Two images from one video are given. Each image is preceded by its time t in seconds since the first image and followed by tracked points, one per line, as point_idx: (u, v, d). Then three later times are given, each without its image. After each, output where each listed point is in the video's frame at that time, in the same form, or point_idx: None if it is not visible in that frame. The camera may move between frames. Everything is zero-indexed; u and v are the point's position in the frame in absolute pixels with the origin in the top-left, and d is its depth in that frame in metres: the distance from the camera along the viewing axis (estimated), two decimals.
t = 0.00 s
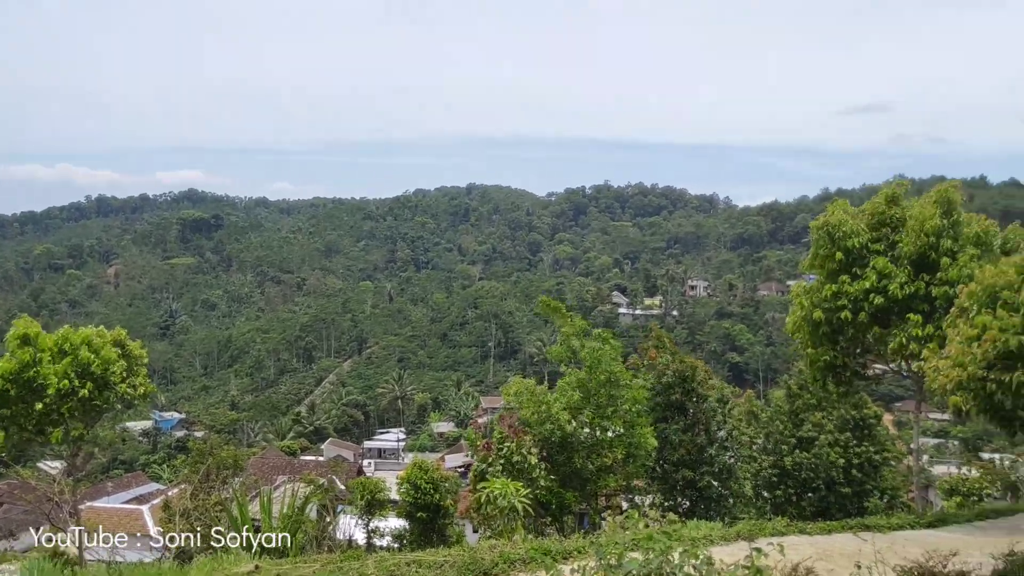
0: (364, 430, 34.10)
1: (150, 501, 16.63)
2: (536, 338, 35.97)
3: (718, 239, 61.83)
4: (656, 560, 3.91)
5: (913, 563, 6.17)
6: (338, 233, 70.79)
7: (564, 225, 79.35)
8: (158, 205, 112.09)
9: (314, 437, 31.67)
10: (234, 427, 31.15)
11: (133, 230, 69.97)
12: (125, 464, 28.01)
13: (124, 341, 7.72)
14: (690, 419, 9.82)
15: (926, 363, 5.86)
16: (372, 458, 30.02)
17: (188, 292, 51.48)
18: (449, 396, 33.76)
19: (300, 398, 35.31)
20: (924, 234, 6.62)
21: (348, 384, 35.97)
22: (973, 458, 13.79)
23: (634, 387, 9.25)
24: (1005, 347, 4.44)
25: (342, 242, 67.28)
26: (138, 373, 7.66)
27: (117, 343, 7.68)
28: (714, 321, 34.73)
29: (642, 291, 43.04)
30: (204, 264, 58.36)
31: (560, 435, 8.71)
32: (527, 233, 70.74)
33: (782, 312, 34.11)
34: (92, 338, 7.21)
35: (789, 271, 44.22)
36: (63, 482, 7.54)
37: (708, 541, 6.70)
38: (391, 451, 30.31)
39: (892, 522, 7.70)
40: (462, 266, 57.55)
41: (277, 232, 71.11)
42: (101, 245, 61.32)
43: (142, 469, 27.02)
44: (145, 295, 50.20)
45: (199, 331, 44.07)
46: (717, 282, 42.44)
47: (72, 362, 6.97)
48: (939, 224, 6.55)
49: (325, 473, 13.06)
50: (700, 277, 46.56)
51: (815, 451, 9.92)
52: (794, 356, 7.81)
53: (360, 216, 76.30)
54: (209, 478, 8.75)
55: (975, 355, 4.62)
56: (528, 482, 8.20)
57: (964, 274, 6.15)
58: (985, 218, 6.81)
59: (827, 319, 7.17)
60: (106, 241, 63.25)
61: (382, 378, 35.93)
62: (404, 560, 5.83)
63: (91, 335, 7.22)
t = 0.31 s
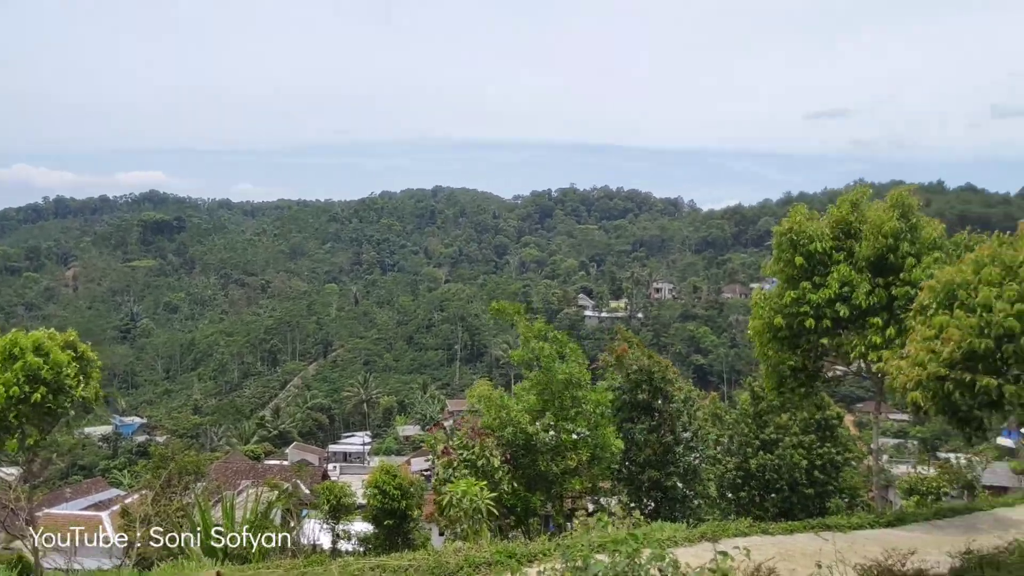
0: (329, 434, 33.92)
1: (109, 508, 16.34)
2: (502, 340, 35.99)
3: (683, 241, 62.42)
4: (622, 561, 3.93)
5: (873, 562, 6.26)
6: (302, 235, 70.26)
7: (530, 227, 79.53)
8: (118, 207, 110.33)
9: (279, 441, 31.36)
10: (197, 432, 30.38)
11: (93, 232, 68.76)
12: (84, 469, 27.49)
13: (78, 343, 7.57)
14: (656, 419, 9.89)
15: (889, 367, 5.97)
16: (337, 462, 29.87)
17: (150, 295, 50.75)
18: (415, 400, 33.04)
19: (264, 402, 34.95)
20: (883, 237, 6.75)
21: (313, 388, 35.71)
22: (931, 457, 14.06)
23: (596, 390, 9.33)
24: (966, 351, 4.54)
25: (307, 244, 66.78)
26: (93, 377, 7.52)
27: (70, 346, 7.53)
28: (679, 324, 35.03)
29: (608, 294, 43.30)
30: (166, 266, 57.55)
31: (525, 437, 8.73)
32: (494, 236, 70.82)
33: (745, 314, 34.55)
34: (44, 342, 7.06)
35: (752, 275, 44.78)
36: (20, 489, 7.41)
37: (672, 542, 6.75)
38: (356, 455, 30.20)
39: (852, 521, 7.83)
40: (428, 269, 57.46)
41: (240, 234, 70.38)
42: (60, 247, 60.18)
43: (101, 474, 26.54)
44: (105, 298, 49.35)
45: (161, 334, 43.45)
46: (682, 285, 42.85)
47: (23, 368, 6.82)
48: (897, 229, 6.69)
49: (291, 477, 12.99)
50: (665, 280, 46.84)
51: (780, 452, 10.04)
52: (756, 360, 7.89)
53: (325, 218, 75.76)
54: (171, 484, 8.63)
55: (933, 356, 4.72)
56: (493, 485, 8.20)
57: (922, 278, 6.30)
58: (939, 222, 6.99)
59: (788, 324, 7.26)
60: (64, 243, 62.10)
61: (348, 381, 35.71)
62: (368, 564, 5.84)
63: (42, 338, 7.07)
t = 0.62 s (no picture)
0: (293, 437, 33.72)
1: (65, 514, 16.06)
2: (468, 342, 35.99)
3: (647, 243, 62.97)
4: (585, 562, 3.94)
5: (832, 560, 6.36)
6: (266, 236, 69.65)
7: (496, 229, 79.67)
8: (76, 207, 108.35)
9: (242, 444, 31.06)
10: (158, 435, 30.09)
11: (49, 233, 67.41)
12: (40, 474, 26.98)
13: (30, 349, 7.43)
14: (621, 420, 9.95)
15: (851, 367, 6.06)
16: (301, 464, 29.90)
17: (109, 297, 49.91)
18: (380, 401, 32.87)
19: (227, 405, 34.55)
20: (839, 240, 6.88)
21: (277, 390, 35.40)
22: (888, 456, 14.32)
23: (558, 393, 9.45)
24: (926, 349, 4.60)
25: (271, 246, 66.19)
26: (45, 382, 7.39)
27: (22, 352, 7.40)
28: (644, 325, 35.33)
29: (573, 295, 43.54)
30: (126, 268, 56.67)
31: (489, 438, 8.72)
32: (459, 238, 70.82)
33: (708, 315, 34.94)
34: None
35: (715, 277, 45.29)
36: None
37: (635, 543, 6.79)
38: (320, 458, 30.17)
39: (812, 519, 7.94)
40: (394, 271, 57.33)
41: (202, 235, 69.54)
42: (15, 248, 58.95)
43: (59, 480, 26.05)
44: (63, 300, 48.42)
45: (120, 337, 42.76)
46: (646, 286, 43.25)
47: None
48: (854, 234, 6.84)
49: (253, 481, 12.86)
50: (629, 282, 47.10)
51: (744, 453, 10.16)
52: (719, 364, 7.96)
53: (289, 219, 75.16)
54: (130, 488, 8.51)
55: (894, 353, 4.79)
56: (458, 486, 8.15)
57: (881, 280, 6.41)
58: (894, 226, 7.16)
59: (750, 329, 7.36)
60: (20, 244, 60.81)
61: (312, 384, 35.45)
62: (331, 567, 5.80)
63: None
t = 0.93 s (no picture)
0: (251, 436, 33.29)
1: (13, 517, 15.72)
2: (429, 341, 35.90)
3: (607, 242, 63.35)
4: (542, 559, 3.95)
5: (788, 555, 6.45)
6: (223, 233, 68.74)
7: (457, 227, 79.56)
8: (26, 203, 105.93)
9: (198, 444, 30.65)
10: (111, 435, 29.55)
11: None
12: None
13: None
14: (581, 417, 10.01)
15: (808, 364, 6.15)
16: (259, 464, 29.58)
17: (61, 294, 48.88)
18: (340, 401, 32.52)
19: (183, 404, 34.01)
20: (794, 241, 7.02)
21: (234, 390, 34.96)
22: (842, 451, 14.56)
23: (518, 390, 9.49)
24: (882, 345, 4.69)
25: (228, 243, 65.34)
26: None
27: None
28: (604, 323, 35.53)
29: (534, 294, 43.64)
30: (78, 265, 55.56)
31: (449, 437, 8.71)
32: (420, 236, 70.61)
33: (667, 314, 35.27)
34: None
35: (674, 276, 45.71)
36: None
37: (593, 540, 6.81)
38: (279, 458, 29.89)
39: (767, 515, 8.04)
40: (354, 269, 56.97)
41: (158, 232, 68.42)
42: None
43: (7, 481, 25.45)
44: (12, 297, 47.31)
45: (72, 335, 41.91)
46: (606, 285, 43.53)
47: None
48: (807, 237, 6.99)
49: (209, 481, 12.69)
50: (590, 280, 47.30)
51: (702, 449, 10.27)
52: (677, 363, 8.03)
53: (247, 216, 74.26)
54: (82, 490, 8.33)
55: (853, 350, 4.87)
56: (417, 485, 8.13)
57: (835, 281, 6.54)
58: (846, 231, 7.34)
59: (707, 328, 7.45)
60: None
61: (270, 383, 35.08)
62: (289, 568, 5.75)
63: None
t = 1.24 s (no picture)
0: (206, 433, 32.93)
1: None
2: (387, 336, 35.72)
3: (566, 238, 63.58)
4: (500, 556, 3.94)
5: (742, 548, 6.54)
6: (178, 226, 67.61)
7: (416, 222, 79.27)
8: None
9: (151, 441, 30.16)
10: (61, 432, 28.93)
11: None
12: None
13: None
14: (540, 411, 10.05)
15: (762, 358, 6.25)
16: (214, 461, 29.20)
17: (8, 289, 47.70)
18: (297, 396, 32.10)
19: (135, 400, 33.43)
20: (749, 238, 7.10)
21: (189, 385, 34.45)
22: (796, 444, 14.81)
23: (478, 385, 9.50)
24: (836, 346, 4.78)
25: (183, 236, 64.29)
26: None
27: None
28: (563, 318, 35.65)
29: (493, 289, 43.65)
30: (26, 258, 54.26)
31: (409, 432, 8.68)
32: (378, 230, 70.24)
33: (625, 309, 35.53)
34: None
35: (632, 271, 46.08)
36: None
37: (552, 534, 6.84)
38: (234, 454, 29.56)
39: (724, 508, 8.15)
40: (312, 263, 56.43)
41: (110, 225, 67.08)
42: None
43: None
44: None
45: (20, 330, 40.92)
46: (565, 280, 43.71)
47: None
48: (764, 233, 7.07)
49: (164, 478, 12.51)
50: (549, 276, 47.38)
51: (661, 443, 10.34)
52: (636, 355, 8.08)
53: (202, 209, 73.16)
54: (31, 489, 8.15)
55: (807, 351, 4.94)
56: (377, 482, 8.08)
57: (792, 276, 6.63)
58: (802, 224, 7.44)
59: (663, 322, 7.52)
60: None
61: (225, 378, 34.62)
62: (245, 566, 5.68)
63: None
